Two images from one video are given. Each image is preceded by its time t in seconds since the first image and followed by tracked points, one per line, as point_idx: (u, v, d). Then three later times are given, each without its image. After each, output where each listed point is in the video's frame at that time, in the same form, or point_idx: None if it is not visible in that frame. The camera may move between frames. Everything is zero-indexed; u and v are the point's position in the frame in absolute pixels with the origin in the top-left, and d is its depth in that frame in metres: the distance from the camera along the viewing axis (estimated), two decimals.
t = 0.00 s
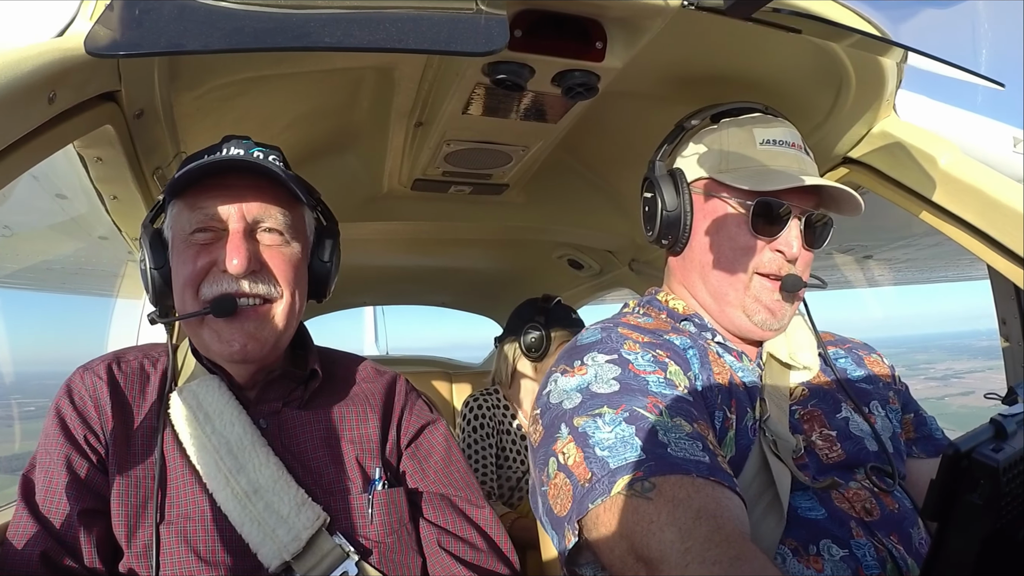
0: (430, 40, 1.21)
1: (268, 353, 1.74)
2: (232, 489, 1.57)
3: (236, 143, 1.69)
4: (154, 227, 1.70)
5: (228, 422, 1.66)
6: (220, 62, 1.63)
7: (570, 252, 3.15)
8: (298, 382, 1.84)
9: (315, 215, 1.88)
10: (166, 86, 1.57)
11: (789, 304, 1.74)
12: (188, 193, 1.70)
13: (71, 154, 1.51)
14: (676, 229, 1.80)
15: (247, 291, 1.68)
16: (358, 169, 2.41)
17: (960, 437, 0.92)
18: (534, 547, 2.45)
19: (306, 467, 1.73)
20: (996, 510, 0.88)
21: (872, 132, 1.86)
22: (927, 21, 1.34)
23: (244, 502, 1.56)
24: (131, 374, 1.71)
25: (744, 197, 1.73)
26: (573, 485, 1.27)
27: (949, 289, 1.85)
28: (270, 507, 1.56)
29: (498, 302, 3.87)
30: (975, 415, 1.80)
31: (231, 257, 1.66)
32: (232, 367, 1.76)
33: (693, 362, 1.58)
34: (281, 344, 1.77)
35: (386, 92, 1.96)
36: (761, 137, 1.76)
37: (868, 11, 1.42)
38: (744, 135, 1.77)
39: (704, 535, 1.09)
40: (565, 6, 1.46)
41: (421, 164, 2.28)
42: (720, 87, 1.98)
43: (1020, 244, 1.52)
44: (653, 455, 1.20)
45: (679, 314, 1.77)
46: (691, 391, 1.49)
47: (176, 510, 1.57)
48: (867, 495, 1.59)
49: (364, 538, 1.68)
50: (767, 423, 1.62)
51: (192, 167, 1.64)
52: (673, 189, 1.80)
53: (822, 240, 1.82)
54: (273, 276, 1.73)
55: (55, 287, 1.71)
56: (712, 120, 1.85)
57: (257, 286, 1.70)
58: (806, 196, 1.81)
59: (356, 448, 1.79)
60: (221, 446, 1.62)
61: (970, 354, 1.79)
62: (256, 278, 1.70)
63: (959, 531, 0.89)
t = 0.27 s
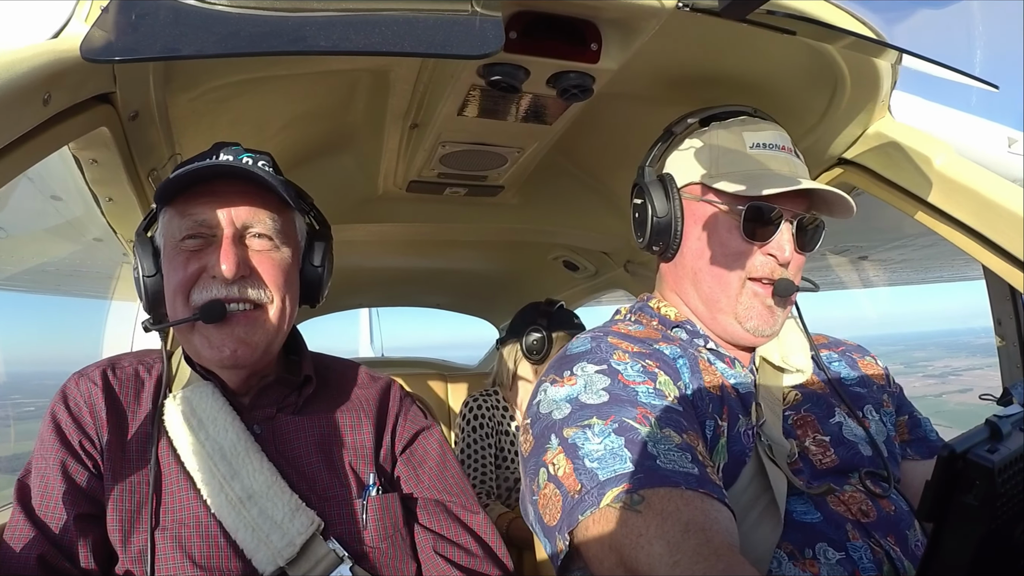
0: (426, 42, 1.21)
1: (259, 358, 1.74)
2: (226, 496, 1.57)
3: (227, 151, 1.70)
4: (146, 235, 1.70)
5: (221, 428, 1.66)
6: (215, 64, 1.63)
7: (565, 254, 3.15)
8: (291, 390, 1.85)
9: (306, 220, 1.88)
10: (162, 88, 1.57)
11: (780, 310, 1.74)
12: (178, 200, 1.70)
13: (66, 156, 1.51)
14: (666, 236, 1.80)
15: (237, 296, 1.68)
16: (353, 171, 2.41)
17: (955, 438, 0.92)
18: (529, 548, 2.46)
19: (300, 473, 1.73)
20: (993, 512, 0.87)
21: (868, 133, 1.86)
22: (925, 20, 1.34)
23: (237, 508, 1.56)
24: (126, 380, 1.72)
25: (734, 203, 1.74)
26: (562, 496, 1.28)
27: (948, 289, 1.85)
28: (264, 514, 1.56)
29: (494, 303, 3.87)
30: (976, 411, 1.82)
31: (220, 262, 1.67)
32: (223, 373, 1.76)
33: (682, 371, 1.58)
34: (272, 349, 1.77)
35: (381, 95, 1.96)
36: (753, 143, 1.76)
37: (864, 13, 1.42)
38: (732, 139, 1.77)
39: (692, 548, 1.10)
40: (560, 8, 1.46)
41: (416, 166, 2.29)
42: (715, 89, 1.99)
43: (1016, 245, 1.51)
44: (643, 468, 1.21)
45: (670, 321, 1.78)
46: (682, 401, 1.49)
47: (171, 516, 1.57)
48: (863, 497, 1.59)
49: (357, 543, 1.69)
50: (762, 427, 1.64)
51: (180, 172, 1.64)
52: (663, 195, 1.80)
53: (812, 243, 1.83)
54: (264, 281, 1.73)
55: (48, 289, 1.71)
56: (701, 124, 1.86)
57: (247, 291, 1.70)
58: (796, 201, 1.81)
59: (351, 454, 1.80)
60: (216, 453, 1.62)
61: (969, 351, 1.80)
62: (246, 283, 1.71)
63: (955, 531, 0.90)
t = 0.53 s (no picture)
0: (426, 39, 1.21)
1: (247, 350, 1.74)
2: (216, 488, 1.57)
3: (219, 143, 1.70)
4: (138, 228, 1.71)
5: (214, 421, 1.67)
6: (212, 59, 1.63)
7: (561, 254, 3.15)
8: (283, 382, 1.85)
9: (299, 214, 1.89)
10: (160, 82, 1.58)
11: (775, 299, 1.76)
12: (169, 192, 1.71)
13: (63, 149, 1.50)
14: (653, 240, 1.80)
15: (225, 287, 1.68)
16: (351, 168, 2.41)
17: (946, 446, 0.92)
18: (520, 547, 2.46)
19: (291, 466, 1.73)
20: (985, 520, 0.88)
21: (865, 137, 1.87)
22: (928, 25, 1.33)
23: (228, 501, 1.56)
24: (116, 372, 1.72)
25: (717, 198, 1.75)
26: (548, 496, 1.28)
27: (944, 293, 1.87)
28: (254, 507, 1.56)
29: (490, 302, 3.87)
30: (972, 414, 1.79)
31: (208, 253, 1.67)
32: (213, 366, 1.77)
33: (671, 371, 1.58)
34: (260, 342, 1.78)
35: (379, 92, 1.97)
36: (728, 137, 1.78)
37: (865, 17, 1.41)
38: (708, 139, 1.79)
39: (676, 553, 1.10)
40: (559, 7, 1.46)
41: (414, 163, 2.29)
42: (713, 92, 1.99)
43: (1012, 251, 1.50)
44: (629, 472, 1.21)
45: (661, 319, 1.79)
46: (670, 400, 1.49)
47: (160, 508, 1.57)
48: (856, 496, 1.60)
49: (349, 537, 1.69)
50: (752, 427, 1.62)
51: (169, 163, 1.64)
52: (645, 201, 1.81)
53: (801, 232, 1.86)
54: (252, 273, 1.73)
55: (47, 281, 1.70)
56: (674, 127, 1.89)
57: (235, 283, 1.70)
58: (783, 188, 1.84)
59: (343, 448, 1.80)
60: (206, 445, 1.62)
61: (970, 347, 1.77)
62: (235, 275, 1.71)
63: (945, 540, 0.90)
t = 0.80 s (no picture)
0: (421, 38, 1.21)
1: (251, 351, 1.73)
2: (220, 484, 1.57)
3: (223, 141, 1.70)
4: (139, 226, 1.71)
5: (217, 417, 1.67)
6: (209, 59, 1.63)
7: (559, 250, 3.16)
8: (285, 377, 1.85)
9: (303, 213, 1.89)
10: (155, 83, 1.58)
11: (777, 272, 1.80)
12: (172, 191, 1.71)
13: (60, 151, 1.51)
14: (649, 232, 1.84)
15: (231, 288, 1.67)
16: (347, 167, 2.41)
17: (932, 468, 0.93)
18: (520, 544, 2.47)
19: (294, 462, 1.73)
20: (971, 537, 0.89)
21: (861, 131, 1.86)
22: (919, 21, 1.33)
23: (231, 497, 1.57)
24: (116, 372, 1.72)
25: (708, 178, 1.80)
26: (551, 488, 1.28)
27: (937, 288, 1.87)
28: (258, 503, 1.57)
29: (488, 299, 3.87)
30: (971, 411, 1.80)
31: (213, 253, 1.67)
32: (215, 367, 1.76)
33: (672, 363, 1.59)
34: (264, 342, 1.77)
35: (375, 91, 1.96)
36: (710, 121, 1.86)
37: (860, 12, 1.41)
38: (693, 128, 1.85)
39: (680, 543, 1.10)
40: (554, 4, 1.46)
41: (410, 162, 2.29)
42: (709, 87, 1.99)
43: (1011, 245, 1.51)
44: (633, 461, 1.22)
45: (663, 311, 1.79)
46: (673, 392, 1.49)
47: (161, 507, 1.57)
48: (857, 491, 1.59)
49: (352, 534, 1.69)
50: (754, 419, 1.61)
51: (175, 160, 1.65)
52: (637, 196, 1.86)
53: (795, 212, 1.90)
54: (257, 273, 1.73)
55: (46, 284, 1.71)
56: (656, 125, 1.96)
57: (240, 284, 1.69)
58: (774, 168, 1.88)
59: (346, 444, 1.81)
60: (210, 441, 1.62)
61: (972, 341, 1.80)
62: (240, 275, 1.70)
63: (935, 563, 0.91)
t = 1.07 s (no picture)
0: (411, 40, 1.21)
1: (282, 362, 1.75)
2: (227, 494, 1.57)
3: (242, 149, 1.70)
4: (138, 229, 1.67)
5: (222, 426, 1.66)
6: (200, 66, 1.63)
7: (557, 248, 3.15)
8: (290, 387, 1.85)
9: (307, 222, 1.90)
10: (148, 91, 1.57)
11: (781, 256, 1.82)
12: (194, 198, 1.68)
13: (54, 163, 1.51)
14: (654, 219, 1.84)
15: (268, 300, 1.69)
16: (342, 171, 2.41)
17: (939, 444, 0.93)
18: (527, 543, 2.48)
19: (300, 470, 1.73)
20: (981, 515, 0.89)
21: (856, 120, 1.84)
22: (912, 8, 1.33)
23: (239, 507, 1.57)
24: (120, 384, 1.71)
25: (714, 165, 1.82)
26: (558, 486, 1.29)
27: (935, 276, 1.87)
28: (266, 512, 1.57)
29: (488, 299, 3.88)
30: (975, 401, 1.80)
31: (253, 266, 1.68)
32: (239, 376, 1.75)
33: (675, 358, 1.58)
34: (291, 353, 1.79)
35: (368, 94, 1.96)
36: (715, 113, 1.87)
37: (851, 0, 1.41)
38: (700, 120, 1.86)
39: (690, 538, 1.11)
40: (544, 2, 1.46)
41: (405, 163, 2.29)
42: (703, 80, 1.99)
43: (1010, 229, 1.51)
44: (639, 457, 1.22)
45: (665, 305, 1.79)
46: (676, 387, 1.49)
47: (172, 517, 1.58)
48: (860, 480, 1.60)
49: (360, 539, 1.70)
50: (757, 413, 1.63)
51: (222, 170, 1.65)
52: (643, 183, 1.85)
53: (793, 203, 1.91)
54: (287, 286, 1.76)
55: (36, 296, 1.72)
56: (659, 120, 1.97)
57: (277, 295, 1.72)
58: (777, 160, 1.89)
59: (351, 451, 1.81)
60: (216, 451, 1.62)
61: (977, 340, 1.82)
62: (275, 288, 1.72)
63: (944, 537, 0.91)
